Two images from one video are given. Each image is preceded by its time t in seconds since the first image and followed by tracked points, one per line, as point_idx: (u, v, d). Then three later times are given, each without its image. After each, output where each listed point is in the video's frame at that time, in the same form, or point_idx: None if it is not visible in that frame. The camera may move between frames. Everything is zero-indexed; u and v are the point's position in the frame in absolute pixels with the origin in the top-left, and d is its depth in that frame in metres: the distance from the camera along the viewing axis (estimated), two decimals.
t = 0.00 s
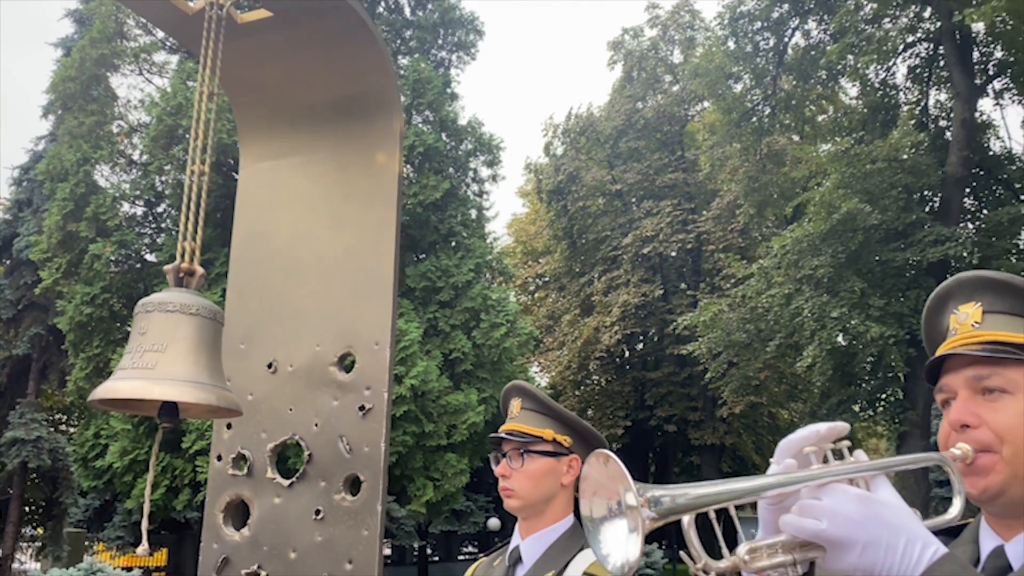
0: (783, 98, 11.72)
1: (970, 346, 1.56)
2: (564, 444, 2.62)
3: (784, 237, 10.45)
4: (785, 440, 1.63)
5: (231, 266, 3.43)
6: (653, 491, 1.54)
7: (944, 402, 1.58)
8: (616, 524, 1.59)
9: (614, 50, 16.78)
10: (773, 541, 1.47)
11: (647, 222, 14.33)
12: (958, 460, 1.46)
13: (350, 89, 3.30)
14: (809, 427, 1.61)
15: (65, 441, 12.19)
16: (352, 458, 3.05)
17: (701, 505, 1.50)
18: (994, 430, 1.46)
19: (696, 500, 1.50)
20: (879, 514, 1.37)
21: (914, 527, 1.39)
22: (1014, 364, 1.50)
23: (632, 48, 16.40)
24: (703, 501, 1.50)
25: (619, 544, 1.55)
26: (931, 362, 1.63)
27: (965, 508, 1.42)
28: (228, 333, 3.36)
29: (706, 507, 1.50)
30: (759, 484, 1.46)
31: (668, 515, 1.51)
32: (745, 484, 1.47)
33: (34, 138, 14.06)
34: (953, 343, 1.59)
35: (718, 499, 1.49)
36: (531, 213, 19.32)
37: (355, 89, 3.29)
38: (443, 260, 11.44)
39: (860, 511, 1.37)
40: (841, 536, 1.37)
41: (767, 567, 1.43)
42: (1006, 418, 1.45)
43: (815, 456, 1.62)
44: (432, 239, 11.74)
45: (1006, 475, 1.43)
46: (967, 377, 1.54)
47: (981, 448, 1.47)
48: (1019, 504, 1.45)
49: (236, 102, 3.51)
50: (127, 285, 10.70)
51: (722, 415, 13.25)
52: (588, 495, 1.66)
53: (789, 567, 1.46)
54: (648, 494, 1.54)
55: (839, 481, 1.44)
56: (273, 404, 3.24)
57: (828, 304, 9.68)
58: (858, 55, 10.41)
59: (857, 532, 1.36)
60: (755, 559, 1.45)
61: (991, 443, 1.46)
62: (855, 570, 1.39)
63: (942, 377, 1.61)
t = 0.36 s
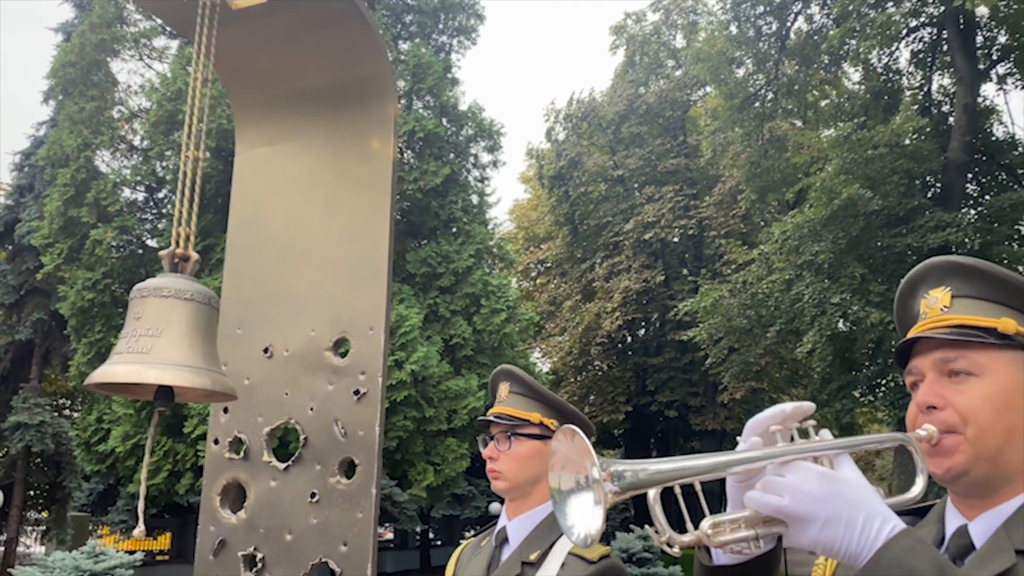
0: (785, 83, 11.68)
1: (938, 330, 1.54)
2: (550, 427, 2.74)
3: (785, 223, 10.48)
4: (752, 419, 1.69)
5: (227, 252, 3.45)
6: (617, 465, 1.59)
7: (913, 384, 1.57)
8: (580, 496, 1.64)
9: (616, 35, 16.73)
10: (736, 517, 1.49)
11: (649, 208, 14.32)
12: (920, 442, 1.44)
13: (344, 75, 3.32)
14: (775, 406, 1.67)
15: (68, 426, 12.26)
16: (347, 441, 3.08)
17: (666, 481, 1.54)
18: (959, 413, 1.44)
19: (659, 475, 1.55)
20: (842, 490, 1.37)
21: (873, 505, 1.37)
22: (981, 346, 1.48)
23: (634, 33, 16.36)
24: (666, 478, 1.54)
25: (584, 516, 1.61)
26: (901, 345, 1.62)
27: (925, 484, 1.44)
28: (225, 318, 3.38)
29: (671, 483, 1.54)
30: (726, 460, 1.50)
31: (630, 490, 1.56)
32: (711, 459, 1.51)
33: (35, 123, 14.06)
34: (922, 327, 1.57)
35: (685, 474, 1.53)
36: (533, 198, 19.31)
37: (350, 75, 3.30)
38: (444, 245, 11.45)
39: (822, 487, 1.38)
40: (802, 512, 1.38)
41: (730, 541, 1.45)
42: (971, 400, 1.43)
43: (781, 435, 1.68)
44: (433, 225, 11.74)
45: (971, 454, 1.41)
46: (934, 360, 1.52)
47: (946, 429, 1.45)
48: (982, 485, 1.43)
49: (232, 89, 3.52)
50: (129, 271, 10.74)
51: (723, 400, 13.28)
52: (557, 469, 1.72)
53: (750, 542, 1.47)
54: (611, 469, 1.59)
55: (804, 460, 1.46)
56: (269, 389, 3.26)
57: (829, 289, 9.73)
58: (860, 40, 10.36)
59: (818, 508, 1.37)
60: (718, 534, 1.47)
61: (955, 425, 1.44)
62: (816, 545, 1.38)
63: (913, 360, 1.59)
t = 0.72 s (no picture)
0: (788, 69, 11.63)
1: (901, 312, 1.63)
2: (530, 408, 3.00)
3: (788, 209, 10.52)
4: (712, 408, 1.75)
5: (222, 236, 3.46)
6: (571, 460, 1.60)
7: (875, 365, 1.64)
8: (543, 492, 1.64)
9: (620, 20, 16.67)
10: (695, 505, 1.57)
11: (652, 194, 14.29)
12: (884, 423, 1.51)
13: (338, 59, 3.32)
14: (733, 396, 1.73)
15: (73, 411, 12.34)
16: (341, 424, 3.11)
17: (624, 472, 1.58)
18: (919, 393, 1.51)
19: (616, 468, 1.59)
20: (797, 477, 1.44)
21: (829, 490, 1.44)
22: (941, 327, 1.57)
23: (638, 18, 16.30)
24: (621, 470, 1.58)
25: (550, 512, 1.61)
26: (865, 327, 1.70)
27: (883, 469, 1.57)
28: (220, 303, 3.41)
29: (629, 474, 1.58)
30: (685, 451, 1.52)
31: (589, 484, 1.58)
32: (671, 450, 1.53)
33: (38, 110, 14.09)
34: (886, 308, 1.67)
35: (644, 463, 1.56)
36: (536, 185, 19.29)
37: (343, 60, 3.31)
38: (446, 232, 11.47)
39: (777, 475, 1.45)
40: (759, 500, 1.45)
41: (689, 529, 1.54)
42: (931, 379, 1.51)
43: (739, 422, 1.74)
44: (435, 211, 11.75)
45: (932, 435, 1.49)
46: (895, 342, 1.60)
47: (907, 410, 1.52)
48: (943, 464, 1.51)
49: (226, 73, 3.52)
50: (132, 257, 10.79)
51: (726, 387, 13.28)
52: (517, 468, 1.72)
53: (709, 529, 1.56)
54: (565, 464, 1.60)
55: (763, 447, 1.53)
56: (264, 372, 3.29)
57: (830, 276, 9.76)
58: (864, 24, 10.30)
59: (775, 495, 1.44)
60: (678, 523, 1.55)
61: (916, 406, 1.51)
62: (774, 532, 1.45)
63: (876, 342, 1.67)
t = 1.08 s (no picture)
0: (797, 51, 11.54)
1: (867, 287, 1.75)
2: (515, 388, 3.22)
3: (795, 193, 10.50)
4: (670, 380, 1.74)
5: (222, 220, 3.49)
6: (523, 429, 1.73)
7: (841, 340, 1.78)
8: (497, 458, 1.78)
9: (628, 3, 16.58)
10: (651, 472, 1.57)
11: (659, 178, 14.26)
12: (846, 397, 1.65)
13: (335, 44, 3.32)
14: (691, 367, 1.72)
15: (84, 395, 12.48)
16: (338, 405, 3.13)
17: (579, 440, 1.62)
18: (881, 368, 1.64)
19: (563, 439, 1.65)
20: (749, 447, 1.50)
21: (781, 461, 1.49)
22: (905, 303, 1.70)
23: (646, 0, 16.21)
24: (571, 440, 1.63)
25: (502, 476, 1.75)
26: (835, 300, 1.82)
27: (841, 440, 1.61)
28: (220, 286, 3.44)
29: (579, 443, 1.63)
30: (641, 419, 1.57)
31: (537, 452, 1.69)
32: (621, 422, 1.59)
33: (46, 96, 14.16)
34: (854, 284, 1.80)
35: (600, 431, 1.61)
36: (544, 169, 19.26)
37: (339, 44, 3.31)
38: (451, 217, 11.50)
39: (730, 444, 1.50)
40: (711, 468, 1.50)
41: (642, 496, 1.53)
42: (892, 353, 1.64)
43: (698, 396, 1.73)
44: (441, 196, 11.75)
45: (891, 411, 1.62)
46: (861, 318, 1.73)
47: (869, 385, 1.65)
48: (905, 438, 1.65)
49: (226, 56, 3.54)
50: (140, 242, 10.86)
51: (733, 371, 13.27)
52: (478, 436, 1.87)
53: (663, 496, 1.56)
54: (518, 433, 1.73)
55: (720, 418, 1.57)
56: (263, 354, 3.32)
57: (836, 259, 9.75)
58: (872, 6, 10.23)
59: (727, 464, 1.49)
60: (633, 491, 1.54)
61: (877, 380, 1.64)
62: (726, 501, 1.49)
63: (844, 317, 1.80)
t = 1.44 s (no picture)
0: (808, 34, 11.44)
1: (849, 271, 1.81)
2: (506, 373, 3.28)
3: (805, 178, 10.43)
4: (648, 353, 1.80)
5: (225, 208, 3.52)
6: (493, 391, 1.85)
7: (822, 324, 1.83)
8: (470, 417, 1.93)
9: None
10: (621, 441, 1.69)
11: (670, 163, 14.21)
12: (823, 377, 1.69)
13: (335, 31, 3.34)
14: (668, 341, 1.78)
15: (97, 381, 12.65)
16: (341, 391, 3.17)
17: (557, 404, 1.77)
18: (857, 350, 1.70)
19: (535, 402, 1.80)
20: (719, 417, 1.57)
21: (750, 434, 1.55)
22: (884, 287, 1.75)
23: None
24: (541, 405, 1.79)
25: (474, 438, 1.91)
26: (817, 283, 1.87)
27: (815, 417, 1.64)
28: (223, 273, 3.48)
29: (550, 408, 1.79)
30: (617, 388, 1.66)
31: (505, 414, 1.82)
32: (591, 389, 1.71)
33: (57, 85, 14.24)
34: (836, 269, 1.85)
35: (575, 397, 1.73)
36: (555, 155, 19.22)
37: (340, 31, 3.33)
38: (459, 203, 11.51)
39: (701, 416, 1.57)
40: (681, 437, 1.57)
41: (611, 462, 1.65)
42: (869, 337, 1.70)
43: (674, 368, 1.79)
44: (450, 182, 11.76)
45: (866, 392, 1.67)
46: (841, 300, 1.78)
47: (846, 366, 1.71)
48: (877, 421, 1.71)
49: (228, 45, 3.56)
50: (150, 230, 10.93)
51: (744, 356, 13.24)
52: (455, 394, 2.02)
53: (632, 462, 1.69)
54: (489, 395, 1.84)
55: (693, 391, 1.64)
56: (266, 340, 3.36)
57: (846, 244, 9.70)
58: None
59: (697, 433, 1.56)
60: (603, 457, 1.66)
61: (853, 361, 1.70)
62: (695, 469, 1.57)
63: (825, 302, 1.85)
